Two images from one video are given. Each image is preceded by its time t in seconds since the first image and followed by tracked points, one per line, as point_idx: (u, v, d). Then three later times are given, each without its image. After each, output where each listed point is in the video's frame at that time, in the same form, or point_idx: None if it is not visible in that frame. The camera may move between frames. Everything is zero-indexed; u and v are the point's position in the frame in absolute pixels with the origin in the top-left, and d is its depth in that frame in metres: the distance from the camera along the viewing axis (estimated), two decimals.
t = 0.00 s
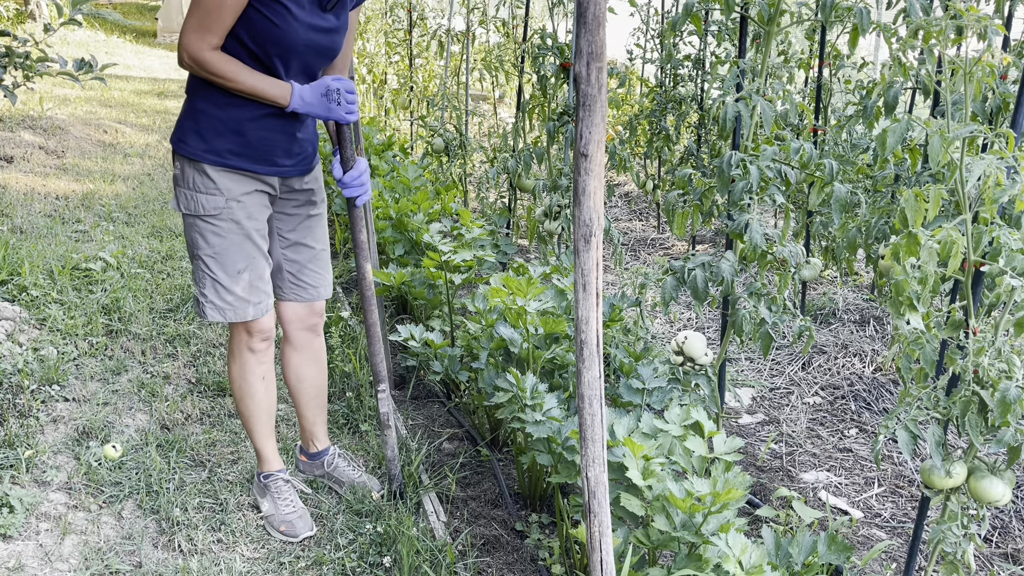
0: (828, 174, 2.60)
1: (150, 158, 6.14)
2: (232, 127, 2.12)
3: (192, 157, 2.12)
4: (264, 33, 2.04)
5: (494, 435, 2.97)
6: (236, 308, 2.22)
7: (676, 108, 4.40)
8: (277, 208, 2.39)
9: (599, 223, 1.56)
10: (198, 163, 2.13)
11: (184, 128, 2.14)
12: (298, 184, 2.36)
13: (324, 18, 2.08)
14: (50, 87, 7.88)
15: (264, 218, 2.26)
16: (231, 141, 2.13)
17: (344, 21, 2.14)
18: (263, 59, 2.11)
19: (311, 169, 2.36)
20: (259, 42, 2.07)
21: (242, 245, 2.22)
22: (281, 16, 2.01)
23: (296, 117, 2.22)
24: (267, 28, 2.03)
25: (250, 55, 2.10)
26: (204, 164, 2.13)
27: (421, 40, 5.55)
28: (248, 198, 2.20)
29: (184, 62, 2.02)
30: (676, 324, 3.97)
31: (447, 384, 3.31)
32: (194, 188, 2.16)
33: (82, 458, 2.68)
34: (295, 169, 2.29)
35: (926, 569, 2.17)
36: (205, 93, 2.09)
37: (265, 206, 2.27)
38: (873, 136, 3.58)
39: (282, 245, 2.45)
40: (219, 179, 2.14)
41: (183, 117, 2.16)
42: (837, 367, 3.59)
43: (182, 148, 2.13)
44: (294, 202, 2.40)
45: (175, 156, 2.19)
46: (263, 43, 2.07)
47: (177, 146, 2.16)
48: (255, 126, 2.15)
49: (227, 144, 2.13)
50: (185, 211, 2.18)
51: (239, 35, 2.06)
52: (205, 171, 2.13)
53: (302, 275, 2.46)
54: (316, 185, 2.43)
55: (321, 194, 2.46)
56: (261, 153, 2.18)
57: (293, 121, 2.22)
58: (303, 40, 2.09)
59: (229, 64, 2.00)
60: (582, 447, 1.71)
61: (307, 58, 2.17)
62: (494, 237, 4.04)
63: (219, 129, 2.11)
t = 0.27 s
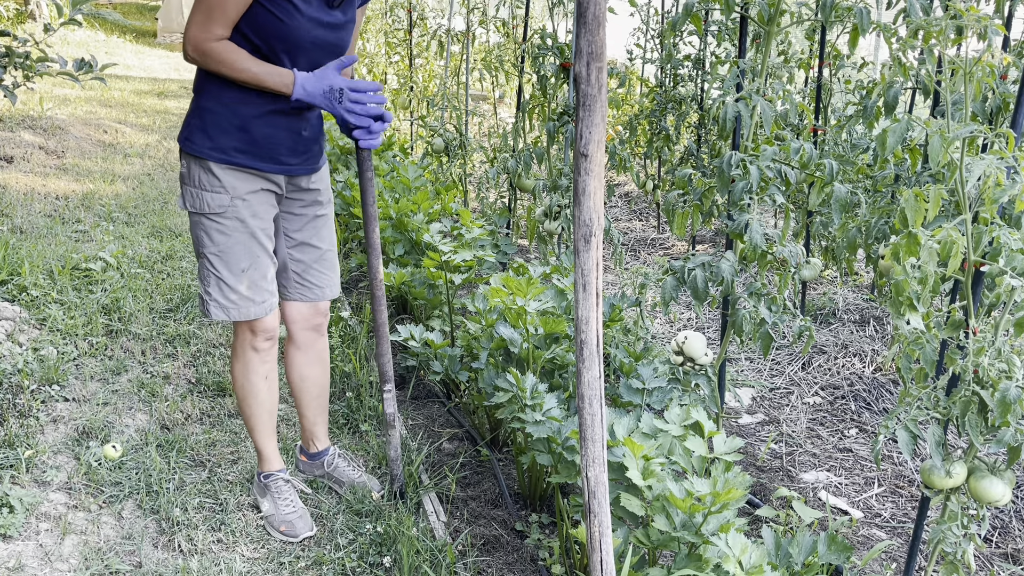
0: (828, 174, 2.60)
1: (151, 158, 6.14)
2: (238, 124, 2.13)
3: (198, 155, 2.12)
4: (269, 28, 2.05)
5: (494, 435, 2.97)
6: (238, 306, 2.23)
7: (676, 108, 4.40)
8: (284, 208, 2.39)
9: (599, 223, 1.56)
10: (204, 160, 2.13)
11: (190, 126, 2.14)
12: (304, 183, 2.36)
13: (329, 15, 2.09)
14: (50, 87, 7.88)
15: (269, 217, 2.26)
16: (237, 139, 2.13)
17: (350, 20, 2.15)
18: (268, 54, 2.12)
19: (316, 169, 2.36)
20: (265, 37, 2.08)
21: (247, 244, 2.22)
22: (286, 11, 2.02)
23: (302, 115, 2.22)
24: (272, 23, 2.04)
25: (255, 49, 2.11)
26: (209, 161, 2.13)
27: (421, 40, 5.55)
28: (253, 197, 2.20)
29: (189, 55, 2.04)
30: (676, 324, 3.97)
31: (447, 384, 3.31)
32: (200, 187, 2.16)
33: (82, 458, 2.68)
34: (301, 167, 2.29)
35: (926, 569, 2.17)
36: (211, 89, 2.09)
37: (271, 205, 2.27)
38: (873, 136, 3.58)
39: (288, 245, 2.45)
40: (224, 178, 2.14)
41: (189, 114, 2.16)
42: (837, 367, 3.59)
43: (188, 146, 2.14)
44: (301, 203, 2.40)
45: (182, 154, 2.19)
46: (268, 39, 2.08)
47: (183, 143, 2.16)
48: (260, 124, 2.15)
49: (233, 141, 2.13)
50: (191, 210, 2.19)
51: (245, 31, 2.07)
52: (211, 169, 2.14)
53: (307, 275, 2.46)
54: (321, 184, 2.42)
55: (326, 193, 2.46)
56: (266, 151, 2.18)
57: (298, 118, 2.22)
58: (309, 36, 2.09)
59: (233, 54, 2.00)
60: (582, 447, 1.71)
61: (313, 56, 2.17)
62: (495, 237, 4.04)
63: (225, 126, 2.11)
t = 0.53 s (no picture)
0: (828, 174, 2.60)
1: (151, 158, 6.14)
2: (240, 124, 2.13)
3: (199, 153, 2.13)
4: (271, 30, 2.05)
5: (494, 435, 2.97)
6: (243, 304, 2.23)
7: (676, 108, 4.40)
8: (287, 208, 2.40)
9: (599, 223, 1.56)
10: (205, 158, 2.14)
11: (192, 124, 2.15)
12: (307, 183, 2.37)
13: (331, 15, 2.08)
14: (50, 87, 7.88)
15: (270, 214, 2.27)
16: (238, 138, 2.13)
17: (355, 21, 2.14)
18: (271, 55, 2.12)
19: (320, 169, 2.37)
20: (267, 38, 2.08)
21: (248, 241, 2.22)
22: (287, 12, 2.02)
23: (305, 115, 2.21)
24: (275, 26, 2.04)
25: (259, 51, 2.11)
26: (210, 160, 2.13)
27: (421, 40, 5.55)
28: (254, 194, 2.21)
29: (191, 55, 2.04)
30: (676, 324, 3.97)
31: (447, 384, 3.31)
32: (201, 184, 2.16)
33: (82, 458, 2.68)
34: (305, 167, 2.29)
35: (926, 569, 2.17)
36: (214, 89, 2.10)
37: (273, 203, 2.27)
38: (873, 136, 3.58)
39: (291, 245, 2.45)
40: (224, 175, 2.14)
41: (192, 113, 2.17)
42: (837, 367, 3.59)
43: (190, 144, 2.14)
44: (307, 204, 2.41)
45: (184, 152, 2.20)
46: (271, 40, 2.08)
47: (185, 141, 2.17)
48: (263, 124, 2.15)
49: (234, 140, 2.13)
50: (192, 207, 2.19)
51: (248, 32, 2.08)
52: (211, 167, 2.14)
53: (311, 275, 2.46)
54: (326, 185, 2.43)
55: (330, 195, 2.46)
56: (268, 150, 2.18)
57: (301, 119, 2.22)
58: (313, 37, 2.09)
59: (236, 57, 2.01)
60: (582, 447, 1.71)
61: (317, 57, 2.17)
62: (495, 237, 4.04)
63: (226, 125, 2.12)
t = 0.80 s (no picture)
0: (828, 174, 2.60)
1: (151, 158, 6.14)
2: (230, 123, 2.14)
3: (192, 150, 2.15)
4: (263, 27, 2.05)
5: (493, 435, 2.97)
6: (240, 299, 2.23)
7: (676, 108, 4.40)
8: (284, 212, 2.39)
9: (599, 223, 1.56)
10: (198, 155, 2.16)
11: (189, 121, 2.18)
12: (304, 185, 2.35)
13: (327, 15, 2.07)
14: (50, 87, 7.88)
15: (263, 210, 2.27)
16: (228, 135, 2.14)
17: (355, 22, 2.13)
18: (264, 53, 2.12)
19: (318, 172, 2.34)
20: (259, 36, 2.08)
21: (245, 237, 2.22)
22: (280, 9, 2.02)
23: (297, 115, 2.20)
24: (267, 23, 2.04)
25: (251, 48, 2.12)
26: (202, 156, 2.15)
27: (421, 40, 5.55)
28: (246, 189, 2.20)
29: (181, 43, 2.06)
30: (676, 324, 3.97)
31: (447, 384, 3.31)
32: (196, 180, 2.18)
33: (82, 458, 2.68)
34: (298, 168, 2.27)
35: (926, 569, 2.17)
36: (207, 87, 2.13)
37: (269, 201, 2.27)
38: (873, 136, 3.58)
39: (290, 247, 2.45)
40: (217, 170, 2.16)
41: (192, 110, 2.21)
42: (837, 367, 3.59)
43: (185, 141, 2.18)
44: (302, 209, 2.40)
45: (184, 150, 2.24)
46: (263, 38, 2.08)
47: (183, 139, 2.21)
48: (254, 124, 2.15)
49: (224, 137, 2.14)
50: (189, 204, 2.21)
51: (241, 29, 2.09)
52: (204, 163, 2.16)
53: (307, 279, 2.46)
54: (323, 190, 2.41)
55: (328, 199, 2.43)
56: (258, 149, 2.18)
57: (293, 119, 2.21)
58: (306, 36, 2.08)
59: (219, 52, 2.01)
60: (582, 447, 1.71)
61: (313, 58, 2.15)
62: (495, 237, 4.05)
63: (217, 122, 2.14)
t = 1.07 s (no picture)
0: (828, 174, 2.60)
1: (151, 158, 6.14)
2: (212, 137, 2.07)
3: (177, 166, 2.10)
4: (236, 28, 1.98)
5: (493, 435, 2.97)
6: (217, 321, 2.16)
7: (676, 108, 4.40)
8: (284, 227, 2.33)
9: (599, 223, 1.56)
10: (183, 172, 2.11)
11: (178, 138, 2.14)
12: (299, 201, 2.27)
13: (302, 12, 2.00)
14: (50, 87, 7.88)
15: (252, 230, 2.19)
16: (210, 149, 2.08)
17: (332, 18, 2.05)
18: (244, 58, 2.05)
19: (311, 185, 2.25)
20: (233, 39, 2.01)
21: (226, 258, 2.15)
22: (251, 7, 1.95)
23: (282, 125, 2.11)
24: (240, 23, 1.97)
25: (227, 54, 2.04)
26: (186, 172, 2.10)
27: (421, 40, 5.56)
28: (231, 208, 2.13)
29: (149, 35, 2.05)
30: (676, 324, 3.97)
31: (447, 385, 3.31)
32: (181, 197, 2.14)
33: (82, 458, 2.68)
34: (286, 182, 2.18)
35: (926, 569, 2.17)
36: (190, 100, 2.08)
37: (255, 220, 2.19)
38: (873, 136, 3.59)
39: (292, 262, 2.41)
40: (199, 187, 2.09)
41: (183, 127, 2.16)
42: (837, 367, 3.59)
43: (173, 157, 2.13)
44: (301, 227, 2.33)
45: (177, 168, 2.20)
46: (236, 40, 2.00)
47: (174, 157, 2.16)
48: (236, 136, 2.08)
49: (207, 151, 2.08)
50: (178, 221, 2.17)
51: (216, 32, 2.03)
52: (188, 180, 2.10)
53: (309, 295, 2.42)
54: (323, 207, 2.34)
55: (328, 216, 2.35)
56: (242, 162, 2.10)
57: (278, 130, 2.11)
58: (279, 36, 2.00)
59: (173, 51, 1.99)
60: (582, 447, 1.71)
61: (294, 61, 2.06)
62: (495, 237, 4.05)
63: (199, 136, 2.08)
